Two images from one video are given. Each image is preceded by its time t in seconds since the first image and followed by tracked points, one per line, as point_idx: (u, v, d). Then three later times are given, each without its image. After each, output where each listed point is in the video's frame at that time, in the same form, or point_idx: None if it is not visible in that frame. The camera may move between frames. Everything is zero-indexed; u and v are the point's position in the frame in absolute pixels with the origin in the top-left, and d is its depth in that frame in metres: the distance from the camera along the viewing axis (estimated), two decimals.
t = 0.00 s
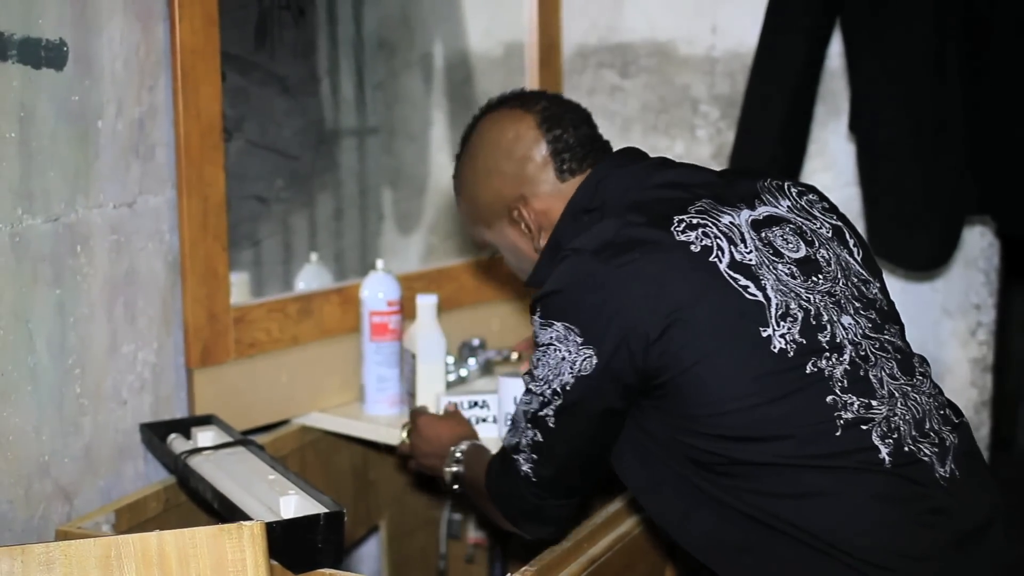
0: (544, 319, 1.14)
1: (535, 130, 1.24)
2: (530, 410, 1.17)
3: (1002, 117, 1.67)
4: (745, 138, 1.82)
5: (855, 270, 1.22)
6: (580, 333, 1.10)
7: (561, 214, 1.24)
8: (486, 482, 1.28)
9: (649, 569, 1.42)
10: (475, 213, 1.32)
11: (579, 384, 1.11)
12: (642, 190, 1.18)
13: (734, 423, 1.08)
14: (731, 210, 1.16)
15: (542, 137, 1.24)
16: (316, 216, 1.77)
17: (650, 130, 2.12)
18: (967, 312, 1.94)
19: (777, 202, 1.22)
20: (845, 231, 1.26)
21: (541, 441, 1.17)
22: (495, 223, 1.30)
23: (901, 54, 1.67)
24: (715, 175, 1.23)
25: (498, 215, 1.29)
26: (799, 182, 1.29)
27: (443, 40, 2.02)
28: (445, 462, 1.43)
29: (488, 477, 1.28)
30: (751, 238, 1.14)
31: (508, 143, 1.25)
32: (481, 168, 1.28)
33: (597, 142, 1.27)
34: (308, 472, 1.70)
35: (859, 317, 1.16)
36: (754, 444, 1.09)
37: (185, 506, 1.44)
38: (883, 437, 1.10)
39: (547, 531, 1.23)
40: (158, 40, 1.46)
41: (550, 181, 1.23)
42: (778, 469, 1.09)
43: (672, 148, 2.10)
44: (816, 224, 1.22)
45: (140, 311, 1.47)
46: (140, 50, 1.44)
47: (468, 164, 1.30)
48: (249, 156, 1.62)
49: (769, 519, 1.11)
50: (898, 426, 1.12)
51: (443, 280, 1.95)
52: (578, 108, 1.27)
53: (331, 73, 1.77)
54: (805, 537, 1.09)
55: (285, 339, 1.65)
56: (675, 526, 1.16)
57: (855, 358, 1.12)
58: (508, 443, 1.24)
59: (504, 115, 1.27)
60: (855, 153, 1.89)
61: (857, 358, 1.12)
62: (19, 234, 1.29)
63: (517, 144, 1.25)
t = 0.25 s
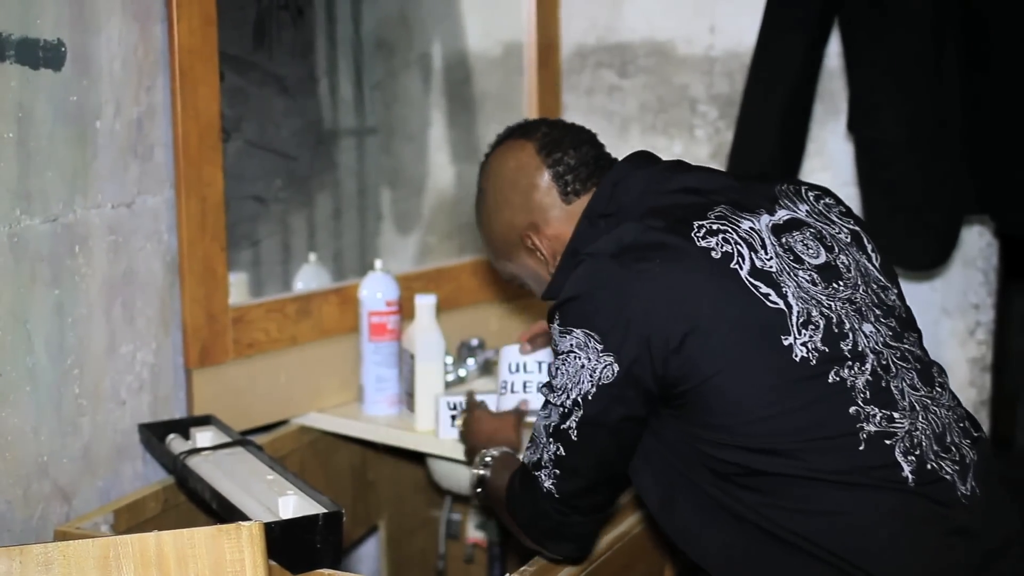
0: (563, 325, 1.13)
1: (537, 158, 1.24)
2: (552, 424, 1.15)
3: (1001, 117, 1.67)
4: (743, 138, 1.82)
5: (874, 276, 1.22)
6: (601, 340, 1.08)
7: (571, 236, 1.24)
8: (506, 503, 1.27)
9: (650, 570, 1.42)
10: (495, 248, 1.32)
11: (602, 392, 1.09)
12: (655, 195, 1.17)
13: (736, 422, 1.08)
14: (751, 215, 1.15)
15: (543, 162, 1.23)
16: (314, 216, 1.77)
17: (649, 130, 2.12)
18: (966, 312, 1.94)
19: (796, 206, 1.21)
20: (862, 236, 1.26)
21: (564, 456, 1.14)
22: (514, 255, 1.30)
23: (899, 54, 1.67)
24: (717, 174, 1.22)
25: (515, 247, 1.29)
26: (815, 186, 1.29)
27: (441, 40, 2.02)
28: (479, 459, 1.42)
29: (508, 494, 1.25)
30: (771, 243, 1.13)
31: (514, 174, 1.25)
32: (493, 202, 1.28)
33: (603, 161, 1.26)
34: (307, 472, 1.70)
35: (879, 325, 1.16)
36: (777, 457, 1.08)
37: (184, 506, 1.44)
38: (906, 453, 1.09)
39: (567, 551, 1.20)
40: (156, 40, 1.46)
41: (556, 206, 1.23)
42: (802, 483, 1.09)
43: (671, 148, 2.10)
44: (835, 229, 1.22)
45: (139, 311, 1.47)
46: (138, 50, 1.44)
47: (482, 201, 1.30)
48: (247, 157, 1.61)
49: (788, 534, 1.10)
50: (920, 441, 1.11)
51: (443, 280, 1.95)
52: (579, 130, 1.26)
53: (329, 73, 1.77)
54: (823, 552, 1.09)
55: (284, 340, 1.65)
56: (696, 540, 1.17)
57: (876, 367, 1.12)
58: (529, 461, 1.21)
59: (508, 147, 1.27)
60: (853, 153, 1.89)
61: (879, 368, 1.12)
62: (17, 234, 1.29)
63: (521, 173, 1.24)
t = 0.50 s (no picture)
0: (569, 333, 1.13)
1: (554, 154, 1.23)
2: (557, 431, 1.15)
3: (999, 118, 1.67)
4: (741, 138, 1.82)
5: (885, 285, 1.22)
6: (607, 348, 1.08)
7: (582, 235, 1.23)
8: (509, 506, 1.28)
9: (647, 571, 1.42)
10: (509, 235, 1.31)
11: (606, 400, 1.09)
12: (667, 199, 1.17)
13: (737, 425, 1.09)
14: (762, 222, 1.15)
15: (560, 159, 1.23)
16: (312, 216, 1.77)
17: (647, 130, 2.12)
18: (964, 313, 1.93)
19: (808, 212, 1.22)
20: (874, 243, 1.26)
21: (567, 464, 1.14)
22: (528, 244, 1.30)
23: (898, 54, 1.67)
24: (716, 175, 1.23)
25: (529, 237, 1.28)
26: (827, 191, 1.29)
27: (439, 41, 2.02)
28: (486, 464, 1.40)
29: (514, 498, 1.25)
30: (782, 251, 1.13)
31: (531, 167, 1.24)
32: (510, 191, 1.28)
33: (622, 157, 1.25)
34: (305, 473, 1.70)
35: (889, 334, 1.16)
36: (784, 467, 1.09)
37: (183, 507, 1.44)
38: (913, 465, 1.10)
39: (569, 551, 1.20)
40: (155, 41, 1.46)
41: (569, 204, 1.22)
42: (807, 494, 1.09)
43: (669, 149, 2.10)
44: (846, 236, 1.22)
45: (137, 312, 1.47)
46: (136, 51, 1.44)
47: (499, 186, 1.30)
48: (245, 157, 1.62)
49: (791, 543, 1.11)
50: (928, 453, 1.12)
51: (441, 281, 1.95)
52: (600, 126, 1.25)
53: (327, 73, 1.77)
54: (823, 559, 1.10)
55: (283, 340, 1.65)
56: (699, 547, 1.17)
57: (886, 378, 1.12)
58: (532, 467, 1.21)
59: (529, 137, 1.26)
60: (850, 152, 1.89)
61: (888, 379, 1.12)
62: (16, 235, 1.30)
63: (538, 167, 1.24)
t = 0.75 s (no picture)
0: (566, 336, 1.13)
1: (559, 147, 1.23)
2: (552, 434, 1.15)
3: (997, 117, 1.67)
4: (740, 138, 1.82)
5: (879, 287, 1.22)
6: (602, 352, 1.09)
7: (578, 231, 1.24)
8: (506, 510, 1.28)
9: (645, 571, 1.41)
10: (509, 223, 1.32)
11: (602, 404, 1.09)
12: (665, 203, 1.18)
13: (734, 427, 1.09)
14: (756, 225, 1.15)
15: (563, 154, 1.23)
16: (311, 216, 1.77)
17: (646, 130, 2.12)
18: (963, 313, 1.94)
19: (802, 215, 1.22)
20: (867, 245, 1.26)
21: (560, 466, 1.14)
22: (526, 233, 1.30)
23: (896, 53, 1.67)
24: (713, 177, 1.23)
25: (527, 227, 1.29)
26: (821, 194, 1.29)
27: (438, 40, 2.02)
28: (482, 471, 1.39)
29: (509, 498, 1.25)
30: (776, 254, 1.13)
31: (535, 157, 1.25)
32: (512, 179, 1.28)
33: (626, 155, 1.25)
34: (303, 473, 1.70)
35: (883, 336, 1.17)
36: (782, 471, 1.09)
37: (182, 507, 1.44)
38: (909, 466, 1.10)
39: (564, 554, 1.20)
40: (154, 40, 1.46)
41: (568, 199, 1.23)
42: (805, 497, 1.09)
43: (668, 148, 2.10)
44: (840, 239, 1.22)
45: (135, 311, 1.47)
46: (135, 51, 1.44)
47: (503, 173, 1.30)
48: (244, 157, 1.62)
49: (790, 546, 1.11)
50: (923, 454, 1.12)
51: (439, 280, 1.95)
52: (607, 123, 1.25)
53: (326, 73, 1.77)
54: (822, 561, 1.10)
55: (281, 340, 1.65)
56: (696, 549, 1.18)
57: (880, 380, 1.12)
58: (527, 470, 1.21)
59: (536, 127, 1.27)
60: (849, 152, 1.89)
61: (882, 381, 1.12)
62: (14, 233, 1.29)
63: (541, 159, 1.24)
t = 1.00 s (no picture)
0: (564, 337, 1.13)
1: (556, 149, 1.23)
2: (552, 438, 1.15)
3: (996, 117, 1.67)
4: (738, 138, 1.82)
5: (876, 289, 1.22)
6: (601, 351, 1.09)
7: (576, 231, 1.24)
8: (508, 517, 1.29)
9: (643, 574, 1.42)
10: (508, 224, 1.32)
11: (600, 403, 1.09)
12: (661, 207, 1.17)
13: (729, 424, 1.09)
14: (753, 227, 1.15)
15: (561, 154, 1.23)
16: (309, 216, 1.76)
17: (644, 130, 2.12)
18: (960, 313, 1.94)
19: (799, 217, 1.21)
20: (865, 248, 1.26)
21: (563, 471, 1.15)
22: (525, 234, 1.30)
23: (895, 54, 1.67)
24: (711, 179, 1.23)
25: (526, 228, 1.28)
26: (818, 198, 1.29)
27: (436, 40, 2.02)
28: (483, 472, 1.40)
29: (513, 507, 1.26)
30: (772, 255, 1.13)
31: (533, 158, 1.25)
32: (511, 180, 1.28)
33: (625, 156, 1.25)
34: (301, 472, 1.70)
35: (880, 337, 1.16)
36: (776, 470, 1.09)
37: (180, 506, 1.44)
38: (904, 466, 1.10)
39: (573, 564, 1.19)
40: (151, 40, 1.46)
41: (564, 200, 1.23)
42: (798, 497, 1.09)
43: (666, 149, 2.10)
44: (837, 241, 1.22)
45: (133, 311, 1.47)
46: (133, 50, 1.44)
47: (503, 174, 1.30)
48: (242, 156, 1.61)
49: (784, 546, 1.11)
50: (920, 455, 1.12)
51: (437, 281, 1.96)
52: (606, 124, 1.25)
53: (324, 73, 1.77)
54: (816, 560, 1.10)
55: (278, 339, 1.65)
56: (692, 554, 1.18)
57: (876, 381, 1.12)
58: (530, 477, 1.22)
59: (536, 128, 1.26)
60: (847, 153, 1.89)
61: (879, 382, 1.12)
62: (12, 232, 1.29)
63: (540, 159, 1.24)
